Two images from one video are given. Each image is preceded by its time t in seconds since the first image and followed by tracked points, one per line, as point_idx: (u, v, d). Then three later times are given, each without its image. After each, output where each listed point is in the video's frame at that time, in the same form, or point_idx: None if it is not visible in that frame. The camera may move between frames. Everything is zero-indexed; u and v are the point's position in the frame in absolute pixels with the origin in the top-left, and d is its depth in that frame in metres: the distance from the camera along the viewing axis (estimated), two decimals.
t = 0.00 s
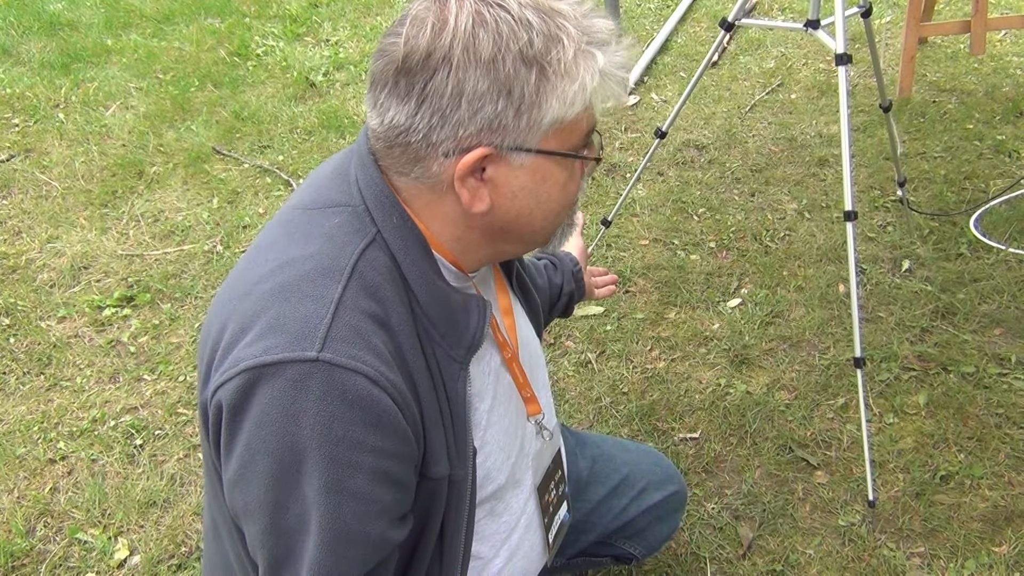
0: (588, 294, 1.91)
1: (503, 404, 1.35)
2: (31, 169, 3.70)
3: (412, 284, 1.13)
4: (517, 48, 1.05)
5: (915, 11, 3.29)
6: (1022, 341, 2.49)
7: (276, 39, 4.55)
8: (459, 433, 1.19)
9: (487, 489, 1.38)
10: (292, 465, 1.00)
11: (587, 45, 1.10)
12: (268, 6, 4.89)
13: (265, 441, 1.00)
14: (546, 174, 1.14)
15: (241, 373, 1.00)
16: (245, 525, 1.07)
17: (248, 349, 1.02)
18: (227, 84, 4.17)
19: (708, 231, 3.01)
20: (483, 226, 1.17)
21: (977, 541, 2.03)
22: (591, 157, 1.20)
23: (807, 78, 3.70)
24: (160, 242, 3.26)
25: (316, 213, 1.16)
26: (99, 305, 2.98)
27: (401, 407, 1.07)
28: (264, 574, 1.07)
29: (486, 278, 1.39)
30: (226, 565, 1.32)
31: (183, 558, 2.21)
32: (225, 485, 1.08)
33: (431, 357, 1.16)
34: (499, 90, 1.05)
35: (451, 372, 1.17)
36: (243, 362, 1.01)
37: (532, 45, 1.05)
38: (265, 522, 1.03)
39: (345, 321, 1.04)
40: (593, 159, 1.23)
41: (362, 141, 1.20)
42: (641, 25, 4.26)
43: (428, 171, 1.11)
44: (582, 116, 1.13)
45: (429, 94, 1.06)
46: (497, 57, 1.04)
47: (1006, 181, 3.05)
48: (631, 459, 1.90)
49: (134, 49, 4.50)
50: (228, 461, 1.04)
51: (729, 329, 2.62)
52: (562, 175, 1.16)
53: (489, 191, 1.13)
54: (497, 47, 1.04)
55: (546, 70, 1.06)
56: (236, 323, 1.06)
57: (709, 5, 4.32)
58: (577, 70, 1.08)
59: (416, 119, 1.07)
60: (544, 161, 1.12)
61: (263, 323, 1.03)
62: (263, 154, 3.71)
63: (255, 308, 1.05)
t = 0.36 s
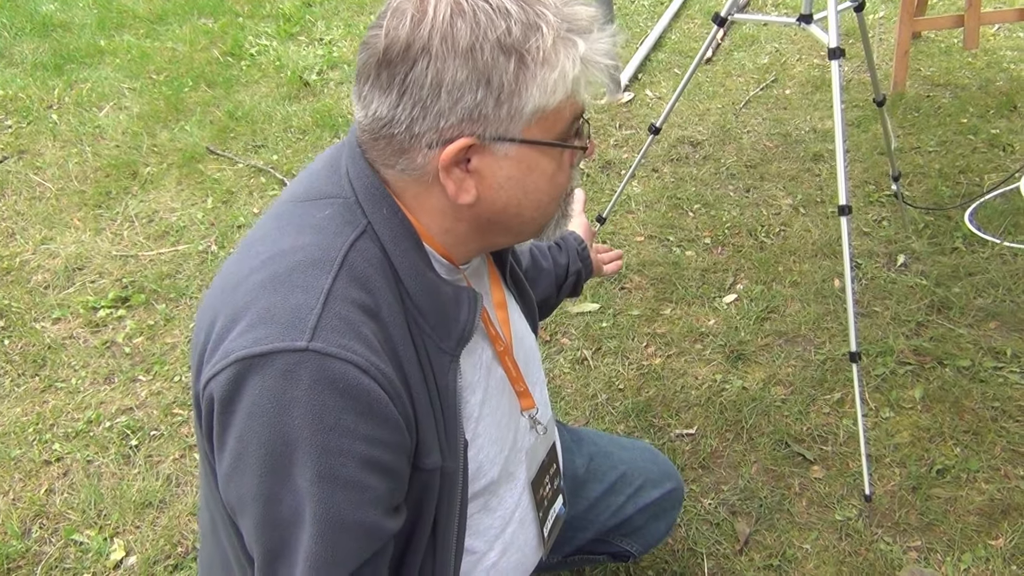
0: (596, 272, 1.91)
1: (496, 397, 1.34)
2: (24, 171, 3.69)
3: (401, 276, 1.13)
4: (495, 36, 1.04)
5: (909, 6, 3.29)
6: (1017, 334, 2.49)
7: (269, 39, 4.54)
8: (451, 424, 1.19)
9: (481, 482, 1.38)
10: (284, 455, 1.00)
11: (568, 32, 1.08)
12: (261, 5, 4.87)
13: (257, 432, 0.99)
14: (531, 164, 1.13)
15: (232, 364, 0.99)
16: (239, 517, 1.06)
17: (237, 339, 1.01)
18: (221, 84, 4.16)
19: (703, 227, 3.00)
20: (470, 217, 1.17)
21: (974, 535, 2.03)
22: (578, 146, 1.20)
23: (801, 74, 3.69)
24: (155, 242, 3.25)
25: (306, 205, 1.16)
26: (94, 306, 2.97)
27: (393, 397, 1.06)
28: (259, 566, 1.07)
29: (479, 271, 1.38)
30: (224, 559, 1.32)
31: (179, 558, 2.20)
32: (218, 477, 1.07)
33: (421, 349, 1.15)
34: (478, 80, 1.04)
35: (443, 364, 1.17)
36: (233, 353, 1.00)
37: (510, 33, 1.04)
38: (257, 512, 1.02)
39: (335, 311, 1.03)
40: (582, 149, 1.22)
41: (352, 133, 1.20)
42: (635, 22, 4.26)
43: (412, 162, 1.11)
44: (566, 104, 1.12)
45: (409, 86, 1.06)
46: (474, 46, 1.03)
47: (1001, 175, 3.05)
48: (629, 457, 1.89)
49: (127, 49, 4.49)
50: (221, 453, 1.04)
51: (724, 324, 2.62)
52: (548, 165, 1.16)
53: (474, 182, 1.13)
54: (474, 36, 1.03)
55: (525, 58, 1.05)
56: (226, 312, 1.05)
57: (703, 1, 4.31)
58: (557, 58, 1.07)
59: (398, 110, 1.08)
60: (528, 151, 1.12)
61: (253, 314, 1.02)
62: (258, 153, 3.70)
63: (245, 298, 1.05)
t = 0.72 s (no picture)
0: (620, 241, 1.86)
1: (489, 395, 1.34)
2: (19, 172, 3.68)
3: (391, 270, 1.13)
4: (456, 26, 1.03)
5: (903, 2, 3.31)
6: (1012, 330, 2.49)
7: (264, 38, 4.52)
8: (442, 419, 1.19)
9: (475, 481, 1.37)
10: (274, 447, 1.00)
11: (532, 20, 1.07)
12: (256, 5, 4.86)
13: (246, 424, 0.99)
14: (506, 155, 1.13)
15: (222, 356, 0.99)
16: (230, 513, 1.06)
17: (227, 332, 1.01)
18: (216, 84, 4.15)
19: (698, 225, 3.00)
20: (452, 209, 1.18)
21: (970, 529, 2.03)
22: (559, 137, 1.19)
23: (796, 71, 3.69)
24: (150, 243, 3.25)
25: (297, 199, 1.16)
26: (90, 307, 2.96)
27: (381, 390, 1.06)
28: (250, 563, 1.06)
29: (474, 269, 1.38)
30: (220, 560, 1.31)
31: (176, 559, 2.19)
32: (210, 474, 1.07)
33: (412, 343, 1.15)
34: (440, 70, 1.04)
35: (433, 358, 1.17)
36: (223, 346, 1.00)
37: (472, 22, 1.03)
38: (248, 506, 1.02)
39: (324, 304, 1.03)
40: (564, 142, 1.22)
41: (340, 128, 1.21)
42: (630, 20, 4.25)
43: (388, 155, 1.11)
44: (537, 93, 1.10)
45: (376, 78, 1.06)
46: (435, 36, 1.03)
47: (996, 171, 3.05)
48: (626, 456, 1.89)
49: (121, 50, 4.48)
50: (212, 448, 1.04)
51: (720, 321, 2.63)
52: (526, 156, 1.15)
53: (450, 174, 1.13)
54: (436, 26, 1.03)
55: (487, 47, 1.04)
56: (216, 307, 1.06)
57: None
58: (519, 46, 1.05)
59: (369, 102, 1.09)
60: (502, 142, 1.12)
61: (242, 307, 1.03)
62: (253, 153, 3.69)
63: (235, 293, 1.05)
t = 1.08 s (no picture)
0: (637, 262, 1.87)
1: (487, 395, 1.34)
2: (15, 172, 3.67)
3: (386, 274, 1.12)
4: (432, 32, 1.02)
5: None
6: (1010, 327, 2.50)
7: (260, 37, 4.52)
8: (440, 422, 1.19)
9: (474, 480, 1.38)
10: (276, 458, 1.00)
11: (509, 22, 1.05)
12: (252, 4, 4.85)
13: (246, 435, 0.99)
14: (493, 159, 1.12)
15: (220, 369, 0.99)
16: (231, 523, 1.05)
17: (224, 344, 1.01)
18: (212, 83, 4.14)
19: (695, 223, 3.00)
20: (444, 214, 1.17)
21: (968, 526, 2.03)
22: (548, 138, 1.18)
23: (793, 68, 3.69)
24: (147, 243, 3.24)
25: (292, 204, 1.16)
26: (86, 307, 2.95)
27: (379, 397, 1.06)
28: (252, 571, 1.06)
29: (472, 268, 1.38)
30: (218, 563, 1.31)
31: (174, 559, 2.19)
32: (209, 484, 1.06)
33: (409, 347, 1.15)
34: (419, 78, 1.04)
35: (430, 362, 1.16)
36: (221, 358, 1.00)
37: (447, 28, 1.03)
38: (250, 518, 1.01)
39: (321, 313, 1.03)
40: (554, 142, 1.20)
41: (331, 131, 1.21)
42: (626, 17, 4.25)
43: (375, 162, 1.11)
44: (520, 96, 1.09)
45: (357, 87, 1.06)
46: (412, 43, 1.03)
47: (992, 167, 3.06)
48: (623, 450, 1.88)
49: (117, 49, 4.47)
50: (210, 458, 1.03)
51: (718, 319, 2.63)
52: (514, 160, 1.15)
53: (439, 180, 1.13)
54: (411, 33, 1.02)
55: (463, 51, 1.03)
56: (212, 318, 1.05)
57: None
58: (496, 50, 1.04)
59: (352, 113, 1.09)
60: (488, 146, 1.11)
61: (239, 318, 1.02)
62: (250, 152, 3.69)
63: (230, 303, 1.04)
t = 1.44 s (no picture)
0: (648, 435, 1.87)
1: (481, 396, 1.34)
2: (13, 172, 3.67)
3: (377, 274, 1.12)
4: (408, 32, 1.02)
5: None
6: (1009, 324, 2.50)
7: (258, 36, 4.51)
8: (434, 421, 1.19)
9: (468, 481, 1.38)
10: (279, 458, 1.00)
11: (485, 18, 1.05)
12: (250, 3, 4.85)
13: (248, 437, 0.98)
14: (477, 156, 1.13)
15: (219, 372, 0.99)
16: (233, 530, 1.04)
17: (220, 348, 1.00)
18: (210, 82, 4.14)
19: (694, 221, 3.00)
20: (431, 214, 1.18)
21: (967, 524, 2.04)
22: (532, 134, 1.17)
23: (791, 66, 3.69)
24: (145, 242, 3.24)
25: (282, 206, 1.16)
26: (85, 307, 2.95)
27: (375, 392, 1.07)
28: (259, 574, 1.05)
29: (465, 270, 1.38)
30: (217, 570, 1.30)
31: (174, 558, 2.19)
32: (208, 490, 1.06)
33: (402, 347, 1.15)
34: (398, 78, 1.04)
35: (423, 361, 1.16)
36: (218, 362, 0.99)
37: (423, 27, 1.02)
38: (256, 520, 1.01)
39: (315, 312, 1.03)
40: (539, 137, 1.20)
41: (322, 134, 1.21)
42: (625, 16, 4.25)
43: (362, 164, 1.11)
44: (500, 93, 1.09)
45: (339, 90, 1.07)
46: (389, 44, 1.02)
47: (991, 165, 3.06)
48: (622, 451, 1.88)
49: (115, 48, 4.46)
50: (209, 466, 1.02)
51: (716, 317, 2.63)
52: (498, 157, 1.15)
53: (425, 180, 1.13)
54: (388, 33, 1.02)
55: (440, 50, 1.03)
56: (205, 323, 1.04)
57: None
58: (473, 47, 1.04)
59: (336, 115, 1.09)
60: (471, 144, 1.12)
61: (233, 321, 1.02)
62: (248, 152, 3.68)
63: (223, 306, 1.04)
